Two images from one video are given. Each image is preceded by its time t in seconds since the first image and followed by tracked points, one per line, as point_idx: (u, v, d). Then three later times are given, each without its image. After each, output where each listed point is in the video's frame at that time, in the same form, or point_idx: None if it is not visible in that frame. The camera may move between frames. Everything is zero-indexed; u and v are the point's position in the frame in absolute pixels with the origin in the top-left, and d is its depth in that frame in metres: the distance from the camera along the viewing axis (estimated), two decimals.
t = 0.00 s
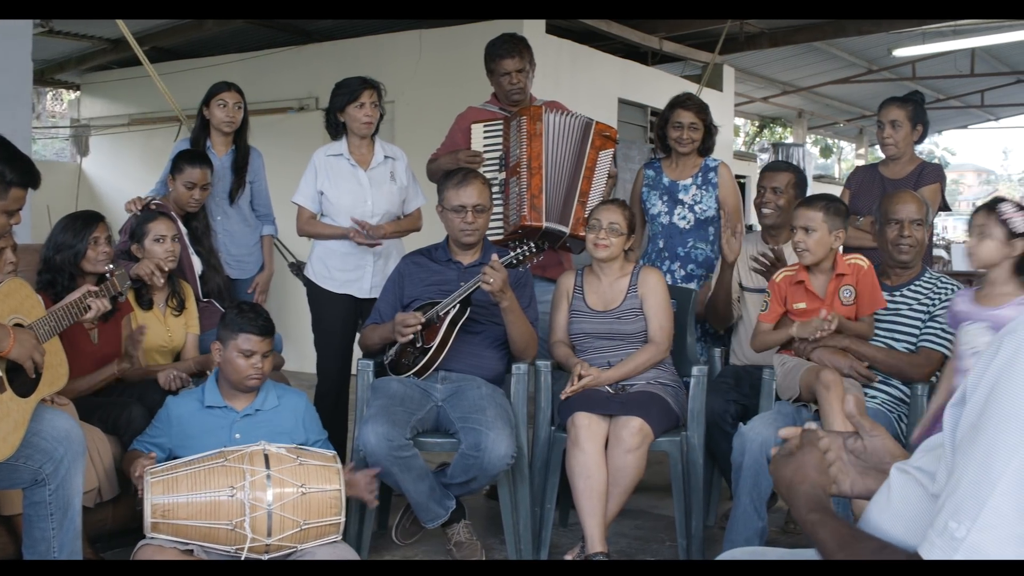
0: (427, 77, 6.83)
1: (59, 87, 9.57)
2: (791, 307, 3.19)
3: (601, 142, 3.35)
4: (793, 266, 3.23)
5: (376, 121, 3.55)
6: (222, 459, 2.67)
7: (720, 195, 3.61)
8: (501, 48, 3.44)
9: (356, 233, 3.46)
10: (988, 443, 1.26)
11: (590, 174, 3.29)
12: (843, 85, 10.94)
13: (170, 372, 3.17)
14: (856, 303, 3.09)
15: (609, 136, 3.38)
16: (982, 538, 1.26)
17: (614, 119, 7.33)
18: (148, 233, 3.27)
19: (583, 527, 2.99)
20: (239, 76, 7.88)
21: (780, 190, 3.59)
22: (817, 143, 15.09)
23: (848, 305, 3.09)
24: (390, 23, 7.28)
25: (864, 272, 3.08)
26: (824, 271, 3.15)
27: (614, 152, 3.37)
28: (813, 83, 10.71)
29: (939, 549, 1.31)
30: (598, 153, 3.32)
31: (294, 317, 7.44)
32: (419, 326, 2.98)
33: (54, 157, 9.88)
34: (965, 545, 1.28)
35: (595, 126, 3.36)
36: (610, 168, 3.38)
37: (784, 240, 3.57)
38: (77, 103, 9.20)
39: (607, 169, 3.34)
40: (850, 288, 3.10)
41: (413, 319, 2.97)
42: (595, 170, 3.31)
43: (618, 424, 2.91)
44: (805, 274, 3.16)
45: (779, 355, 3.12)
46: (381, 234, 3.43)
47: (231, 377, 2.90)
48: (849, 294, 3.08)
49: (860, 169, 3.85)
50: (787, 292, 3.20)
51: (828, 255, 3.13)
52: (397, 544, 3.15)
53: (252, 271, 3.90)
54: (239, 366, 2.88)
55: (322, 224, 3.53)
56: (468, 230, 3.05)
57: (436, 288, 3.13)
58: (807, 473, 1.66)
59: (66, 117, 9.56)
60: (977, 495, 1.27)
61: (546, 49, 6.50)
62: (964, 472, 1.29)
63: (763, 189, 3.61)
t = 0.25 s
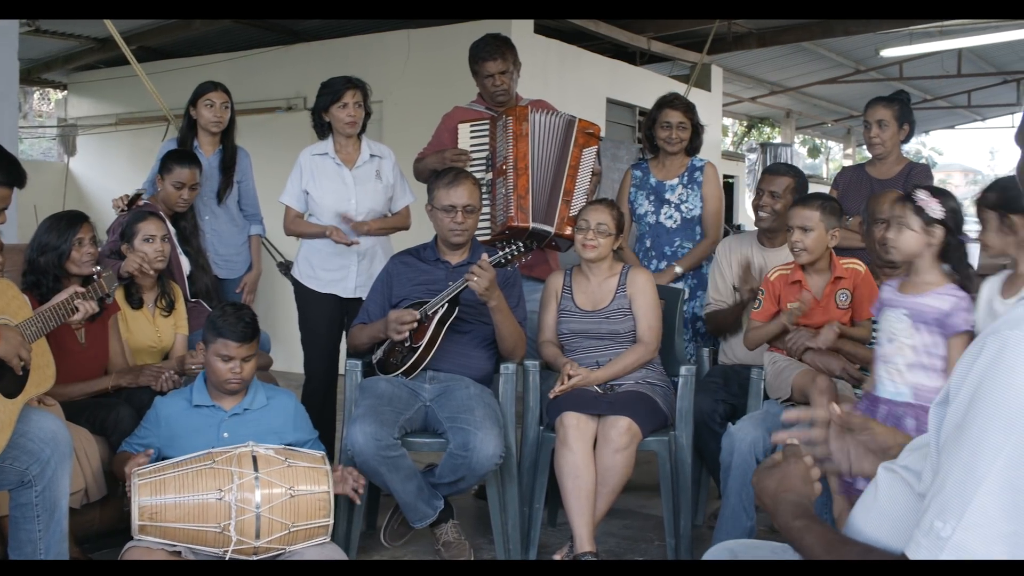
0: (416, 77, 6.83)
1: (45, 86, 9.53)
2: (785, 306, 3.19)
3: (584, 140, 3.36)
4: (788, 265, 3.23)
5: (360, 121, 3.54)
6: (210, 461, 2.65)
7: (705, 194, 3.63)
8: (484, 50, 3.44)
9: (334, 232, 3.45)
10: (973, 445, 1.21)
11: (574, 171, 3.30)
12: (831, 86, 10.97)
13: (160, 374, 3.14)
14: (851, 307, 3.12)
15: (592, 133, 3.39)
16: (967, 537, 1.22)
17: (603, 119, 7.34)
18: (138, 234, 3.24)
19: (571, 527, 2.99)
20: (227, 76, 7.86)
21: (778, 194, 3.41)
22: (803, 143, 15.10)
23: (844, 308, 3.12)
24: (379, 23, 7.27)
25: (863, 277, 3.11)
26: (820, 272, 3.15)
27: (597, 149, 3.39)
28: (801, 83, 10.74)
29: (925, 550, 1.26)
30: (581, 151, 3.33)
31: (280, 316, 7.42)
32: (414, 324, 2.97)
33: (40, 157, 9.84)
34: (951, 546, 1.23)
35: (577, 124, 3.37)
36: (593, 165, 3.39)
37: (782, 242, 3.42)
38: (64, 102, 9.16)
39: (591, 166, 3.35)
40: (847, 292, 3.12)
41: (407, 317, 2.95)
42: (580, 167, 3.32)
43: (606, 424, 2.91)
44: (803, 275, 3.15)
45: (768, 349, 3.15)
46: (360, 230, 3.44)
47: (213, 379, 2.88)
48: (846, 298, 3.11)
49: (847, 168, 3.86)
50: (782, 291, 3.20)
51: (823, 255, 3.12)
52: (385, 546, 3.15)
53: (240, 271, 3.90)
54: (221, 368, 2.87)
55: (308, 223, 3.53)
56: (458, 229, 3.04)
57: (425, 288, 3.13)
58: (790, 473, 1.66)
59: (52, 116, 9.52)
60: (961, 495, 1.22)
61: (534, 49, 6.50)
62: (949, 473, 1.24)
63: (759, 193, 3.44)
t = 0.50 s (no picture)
0: (405, 76, 6.83)
1: (32, 86, 9.50)
2: (776, 307, 3.19)
3: (569, 138, 3.36)
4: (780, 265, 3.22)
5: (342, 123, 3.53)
6: (194, 463, 2.65)
7: (690, 193, 3.62)
8: (470, 51, 3.45)
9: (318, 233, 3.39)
10: (963, 438, 1.09)
11: (558, 170, 3.30)
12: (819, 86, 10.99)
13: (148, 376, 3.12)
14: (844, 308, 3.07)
15: (577, 132, 3.40)
16: (956, 536, 1.09)
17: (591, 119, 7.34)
18: (127, 234, 3.20)
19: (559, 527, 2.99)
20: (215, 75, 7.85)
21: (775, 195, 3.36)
22: (791, 143, 15.14)
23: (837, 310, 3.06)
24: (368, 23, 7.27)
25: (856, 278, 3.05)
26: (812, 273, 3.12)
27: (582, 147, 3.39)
28: (790, 83, 10.76)
29: (911, 550, 1.14)
30: (566, 149, 3.34)
31: (268, 316, 7.42)
32: (397, 326, 2.97)
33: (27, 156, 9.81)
34: (938, 546, 1.10)
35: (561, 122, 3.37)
36: (578, 163, 3.39)
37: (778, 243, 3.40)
38: (51, 102, 9.14)
39: (576, 164, 3.36)
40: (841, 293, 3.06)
41: (391, 319, 2.96)
42: (565, 165, 3.33)
43: (593, 424, 2.91)
44: (794, 276, 3.14)
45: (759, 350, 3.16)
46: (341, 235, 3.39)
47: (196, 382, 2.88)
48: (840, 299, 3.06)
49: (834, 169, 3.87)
50: (773, 292, 3.20)
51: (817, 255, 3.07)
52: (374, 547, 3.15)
53: (228, 270, 3.89)
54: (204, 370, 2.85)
55: (293, 224, 3.53)
56: (447, 228, 3.04)
57: (412, 288, 3.13)
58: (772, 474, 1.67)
59: (38, 116, 9.50)
60: (950, 491, 1.09)
61: (522, 49, 6.50)
62: (936, 469, 1.11)
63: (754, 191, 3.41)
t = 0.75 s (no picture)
0: (390, 76, 6.82)
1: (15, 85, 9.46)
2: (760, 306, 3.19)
3: (551, 137, 3.37)
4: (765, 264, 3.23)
5: (320, 124, 3.54)
6: (182, 463, 2.64)
7: (675, 194, 3.62)
8: (455, 52, 3.47)
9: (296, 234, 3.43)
10: (954, 439, 1.07)
11: (541, 169, 3.33)
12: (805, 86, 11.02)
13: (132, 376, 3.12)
14: (827, 307, 3.11)
15: (560, 131, 3.40)
16: (951, 537, 1.07)
17: (577, 119, 7.35)
18: (114, 233, 3.18)
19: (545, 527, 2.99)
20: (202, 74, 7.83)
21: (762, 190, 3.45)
22: (777, 143, 15.19)
23: (820, 309, 3.11)
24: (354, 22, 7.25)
25: (838, 277, 3.09)
26: (797, 272, 3.14)
27: (564, 146, 3.40)
28: (776, 83, 10.79)
29: (905, 551, 1.12)
30: (547, 148, 3.36)
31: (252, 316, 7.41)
32: (387, 321, 2.98)
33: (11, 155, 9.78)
34: (934, 547, 1.09)
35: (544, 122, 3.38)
36: (561, 162, 3.42)
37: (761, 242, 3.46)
38: (35, 101, 9.10)
39: (557, 163, 3.38)
40: (824, 292, 3.10)
41: (381, 314, 2.97)
42: (546, 165, 3.35)
43: (579, 424, 2.91)
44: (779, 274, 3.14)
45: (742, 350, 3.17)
46: (327, 228, 3.47)
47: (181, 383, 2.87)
48: (822, 298, 3.10)
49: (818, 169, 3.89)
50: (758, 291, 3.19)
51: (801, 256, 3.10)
52: (360, 547, 3.15)
53: (213, 270, 3.88)
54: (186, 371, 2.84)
55: (276, 224, 3.52)
56: (434, 228, 3.04)
57: (398, 288, 3.12)
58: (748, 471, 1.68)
59: (22, 115, 9.46)
60: (942, 492, 1.08)
61: (508, 49, 6.51)
62: (927, 471, 1.10)
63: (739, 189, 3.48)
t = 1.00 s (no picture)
0: (376, 76, 6.81)
1: None
2: (745, 305, 3.22)
3: (531, 136, 3.40)
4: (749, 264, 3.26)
5: (300, 124, 3.53)
6: (168, 460, 2.63)
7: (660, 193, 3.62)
8: (440, 52, 3.48)
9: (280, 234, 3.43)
10: (936, 438, 1.04)
11: (522, 168, 3.35)
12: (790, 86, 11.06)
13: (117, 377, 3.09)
14: (812, 307, 3.15)
15: (540, 129, 3.43)
16: (936, 537, 1.04)
17: (562, 119, 7.36)
18: (98, 233, 3.18)
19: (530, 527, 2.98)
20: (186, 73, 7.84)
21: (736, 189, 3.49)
22: (763, 143, 15.25)
23: (805, 309, 3.14)
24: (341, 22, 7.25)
25: (823, 277, 3.14)
26: (783, 272, 3.17)
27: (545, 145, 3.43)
28: (762, 83, 10.82)
29: (889, 551, 1.09)
30: (529, 146, 3.39)
31: (236, 315, 7.41)
32: (370, 325, 2.97)
33: None
34: (919, 546, 1.06)
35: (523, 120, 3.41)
36: (542, 160, 3.45)
37: (741, 240, 3.50)
38: (19, 100, 9.07)
39: (539, 162, 3.41)
40: (809, 292, 3.14)
41: (364, 318, 2.96)
42: (528, 165, 3.37)
43: (565, 423, 2.90)
44: (765, 274, 3.18)
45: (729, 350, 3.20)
46: (302, 235, 3.43)
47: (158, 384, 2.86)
48: (807, 298, 3.13)
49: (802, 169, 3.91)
50: (743, 290, 3.23)
51: (784, 256, 3.15)
52: (346, 547, 3.15)
53: (198, 270, 3.88)
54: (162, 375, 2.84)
55: (260, 224, 3.51)
56: (419, 228, 3.04)
57: (383, 288, 3.12)
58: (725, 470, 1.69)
59: (6, 114, 9.42)
60: (924, 491, 1.05)
61: (494, 49, 6.51)
62: (910, 469, 1.07)
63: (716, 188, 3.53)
